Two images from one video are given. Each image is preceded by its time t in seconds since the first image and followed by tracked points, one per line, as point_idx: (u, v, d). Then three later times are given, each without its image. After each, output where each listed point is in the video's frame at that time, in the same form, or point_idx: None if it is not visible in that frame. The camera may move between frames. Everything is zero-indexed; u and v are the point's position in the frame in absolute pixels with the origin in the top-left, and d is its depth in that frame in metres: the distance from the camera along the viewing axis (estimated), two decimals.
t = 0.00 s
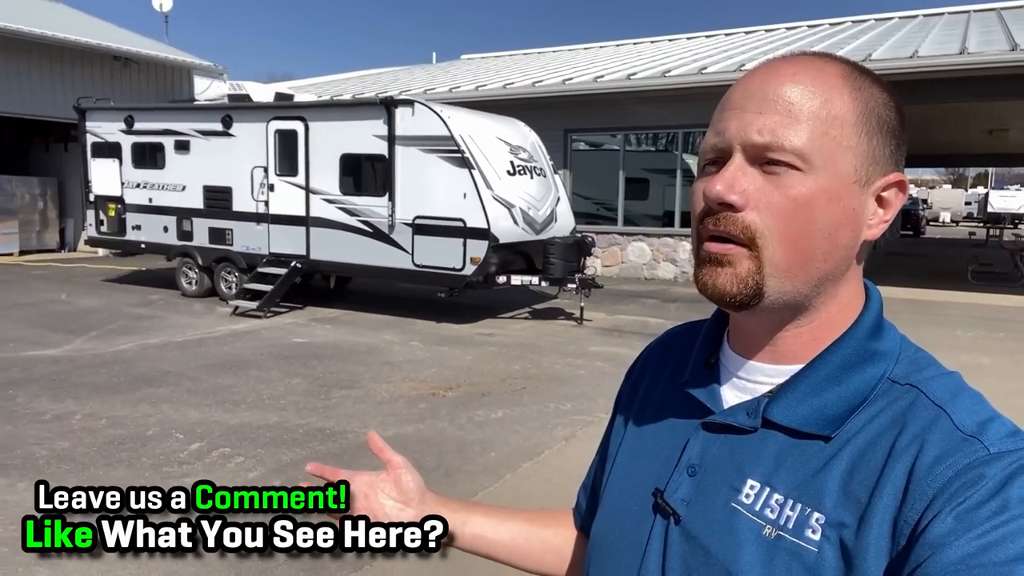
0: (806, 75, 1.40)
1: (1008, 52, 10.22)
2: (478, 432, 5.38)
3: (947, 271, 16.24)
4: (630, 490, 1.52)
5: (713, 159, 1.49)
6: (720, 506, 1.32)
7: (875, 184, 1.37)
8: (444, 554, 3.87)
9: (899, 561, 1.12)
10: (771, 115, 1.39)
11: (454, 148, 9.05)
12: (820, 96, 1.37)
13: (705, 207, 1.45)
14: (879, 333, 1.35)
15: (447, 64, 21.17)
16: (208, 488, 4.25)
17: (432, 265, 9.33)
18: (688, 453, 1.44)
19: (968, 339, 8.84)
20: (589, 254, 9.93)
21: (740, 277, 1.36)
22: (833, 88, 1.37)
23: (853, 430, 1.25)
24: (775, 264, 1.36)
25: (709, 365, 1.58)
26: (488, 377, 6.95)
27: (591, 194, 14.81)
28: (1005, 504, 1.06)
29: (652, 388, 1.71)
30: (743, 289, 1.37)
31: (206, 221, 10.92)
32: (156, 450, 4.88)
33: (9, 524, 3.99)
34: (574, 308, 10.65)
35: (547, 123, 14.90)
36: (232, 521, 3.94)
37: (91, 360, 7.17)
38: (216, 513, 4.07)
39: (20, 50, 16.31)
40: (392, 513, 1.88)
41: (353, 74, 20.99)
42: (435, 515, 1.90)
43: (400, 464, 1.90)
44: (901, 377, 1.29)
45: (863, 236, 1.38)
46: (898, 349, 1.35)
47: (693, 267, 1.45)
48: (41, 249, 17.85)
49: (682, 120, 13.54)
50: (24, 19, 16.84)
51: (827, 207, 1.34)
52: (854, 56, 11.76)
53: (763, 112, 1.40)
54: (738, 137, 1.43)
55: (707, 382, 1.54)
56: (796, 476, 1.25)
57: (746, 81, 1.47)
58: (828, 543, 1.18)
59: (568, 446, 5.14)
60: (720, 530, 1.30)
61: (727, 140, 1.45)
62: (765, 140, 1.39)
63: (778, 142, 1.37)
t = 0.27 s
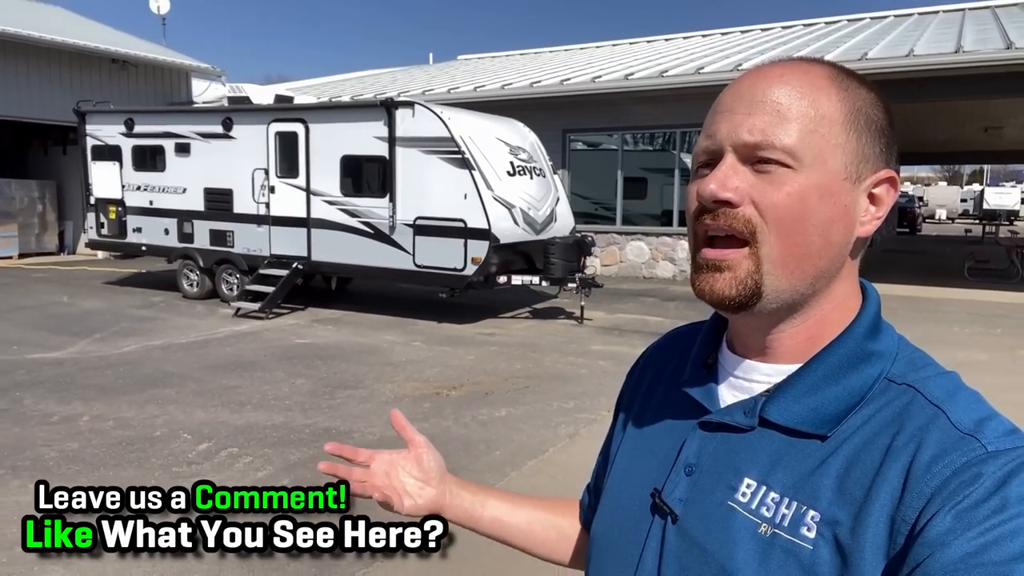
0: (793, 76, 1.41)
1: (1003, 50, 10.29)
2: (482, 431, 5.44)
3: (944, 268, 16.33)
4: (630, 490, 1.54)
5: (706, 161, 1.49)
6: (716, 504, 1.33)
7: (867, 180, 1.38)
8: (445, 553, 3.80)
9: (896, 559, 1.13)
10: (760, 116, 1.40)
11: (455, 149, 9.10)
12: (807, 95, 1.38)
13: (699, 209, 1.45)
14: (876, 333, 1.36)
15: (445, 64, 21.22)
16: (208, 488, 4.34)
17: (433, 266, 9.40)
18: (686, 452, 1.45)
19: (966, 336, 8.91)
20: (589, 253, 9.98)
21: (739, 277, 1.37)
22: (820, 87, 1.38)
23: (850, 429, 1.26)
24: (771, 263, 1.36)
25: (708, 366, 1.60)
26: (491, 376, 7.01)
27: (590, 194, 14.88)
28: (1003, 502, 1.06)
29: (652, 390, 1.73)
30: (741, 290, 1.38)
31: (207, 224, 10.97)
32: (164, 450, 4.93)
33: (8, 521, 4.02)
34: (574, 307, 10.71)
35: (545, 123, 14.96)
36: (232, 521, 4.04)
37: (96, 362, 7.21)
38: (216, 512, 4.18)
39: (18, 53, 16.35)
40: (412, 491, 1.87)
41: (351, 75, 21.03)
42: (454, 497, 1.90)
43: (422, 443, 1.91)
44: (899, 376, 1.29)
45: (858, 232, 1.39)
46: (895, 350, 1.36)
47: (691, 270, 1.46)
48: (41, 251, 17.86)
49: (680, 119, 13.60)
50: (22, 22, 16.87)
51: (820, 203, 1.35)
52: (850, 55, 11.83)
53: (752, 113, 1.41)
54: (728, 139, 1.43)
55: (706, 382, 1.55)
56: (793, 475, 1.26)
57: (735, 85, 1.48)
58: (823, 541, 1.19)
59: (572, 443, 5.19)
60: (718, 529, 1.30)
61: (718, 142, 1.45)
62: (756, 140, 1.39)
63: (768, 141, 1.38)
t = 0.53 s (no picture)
0: (778, 74, 1.40)
1: (998, 49, 10.38)
2: (485, 428, 5.49)
3: (940, 265, 16.44)
4: (631, 488, 1.53)
5: (697, 162, 1.49)
6: (718, 504, 1.32)
7: (861, 172, 1.36)
8: (445, 553, 3.75)
9: (899, 561, 1.12)
10: (747, 114, 1.39)
11: (455, 149, 9.14)
12: (793, 92, 1.37)
13: (693, 210, 1.45)
14: (878, 331, 1.35)
15: (442, 64, 21.26)
16: (208, 488, 4.36)
17: (433, 265, 9.44)
18: (687, 451, 1.44)
19: (962, 332, 9.00)
20: (588, 252, 10.03)
21: (735, 271, 1.36)
22: (806, 84, 1.37)
23: (852, 428, 1.25)
24: (766, 259, 1.35)
25: (709, 364, 1.58)
26: (492, 374, 7.06)
27: (587, 193, 14.94)
28: (1008, 503, 1.05)
29: (654, 388, 1.71)
30: (736, 288, 1.36)
31: (207, 224, 11.00)
32: (170, 449, 4.97)
33: (9, 521, 4.03)
34: (573, 306, 10.76)
35: (543, 123, 15.01)
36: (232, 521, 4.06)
37: (99, 363, 7.24)
38: (216, 512, 4.20)
39: (16, 54, 16.35)
40: (402, 459, 1.86)
41: (348, 75, 21.07)
42: (443, 470, 1.88)
43: (418, 413, 1.89)
44: (902, 375, 1.28)
45: (854, 225, 1.37)
46: (897, 348, 1.35)
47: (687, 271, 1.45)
48: (39, 252, 17.87)
49: (678, 118, 13.67)
50: (19, 23, 16.87)
51: (813, 197, 1.34)
52: (846, 54, 11.91)
53: (739, 112, 1.41)
54: (717, 139, 1.43)
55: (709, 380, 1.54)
56: (794, 474, 1.25)
57: (722, 87, 1.48)
58: (825, 541, 1.18)
59: (574, 440, 5.25)
60: (718, 528, 1.30)
61: (709, 142, 1.45)
62: (745, 138, 1.38)
63: (756, 139, 1.37)
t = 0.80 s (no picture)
0: (781, 80, 1.45)
1: (991, 50, 10.46)
2: (485, 427, 5.53)
3: (934, 265, 16.54)
4: (637, 492, 1.56)
5: (700, 167, 1.53)
6: (722, 508, 1.35)
7: (862, 178, 1.40)
8: (445, 553, 3.76)
9: (903, 565, 1.14)
10: (750, 120, 1.44)
11: (452, 150, 9.18)
12: (795, 98, 1.41)
13: (697, 215, 1.49)
14: (881, 336, 1.37)
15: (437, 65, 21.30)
16: (208, 488, 4.38)
17: (431, 265, 9.49)
18: (692, 456, 1.47)
19: (957, 331, 9.08)
20: (585, 253, 10.08)
21: (738, 276, 1.40)
22: (807, 90, 1.42)
23: (855, 433, 1.27)
24: (770, 263, 1.39)
25: (714, 369, 1.63)
26: (491, 374, 7.10)
27: (583, 194, 15.00)
28: (1012, 507, 1.07)
29: (659, 393, 1.75)
30: (740, 292, 1.40)
31: (205, 225, 11.02)
32: (172, 448, 5.00)
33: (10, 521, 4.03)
34: (570, 306, 10.81)
35: (539, 124, 15.06)
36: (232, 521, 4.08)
37: (98, 363, 7.26)
38: (216, 512, 4.22)
39: (12, 55, 16.34)
40: (408, 472, 1.85)
41: (344, 76, 21.10)
42: (448, 480, 1.88)
43: (421, 424, 1.88)
44: (906, 379, 1.30)
45: (856, 229, 1.41)
46: (901, 352, 1.37)
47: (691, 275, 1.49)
48: (34, 253, 17.85)
49: (673, 119, 13.74)
50: (15, 25, 16.85)
51: (815, 202, 1.38)
52: (841, 55, 11.98)
53: (741, 118, 1.45)
54: (720, 145, 1.47)
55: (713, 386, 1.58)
56: (797, 479, 1.28)
57: (723, 93, 1.52)
58: (830, 545, 1.20)
59: (573, 439, 5.29)
60: (722, 532, 1.32)
61: (712, 148, 1.49)
62: (748, 144, 1.43)
63: (760, 145, 1.41)
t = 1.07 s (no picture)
0: (791, 79, 1.49)
1: (983, 53, 10.54)
2: (483, 427, 5.56)
3: (928, 266, 16.63)
4: (648, 492, 1.59)
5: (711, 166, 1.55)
6: (732, 506, 1.38)
7: (870, 175, 1.44)
8: (445, 553, 3.77)
9: (913, 561, 1.17)
10: (761, 118, 1.47)
11: (449, 152, 9.21)
12: (804, 97, 1.45)
13: (708, 213, 1.51)
14: (890, 335, 1.40)
15: (433, 68, 21.34)
16: (208, 488, 4.40)
17: (428, 267, 9.51)
18: (702, 455, 1.49)
19: (950, 332, 9.14)
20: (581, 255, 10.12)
21: (751, 275, 1.42)
22: (818, 89, 1.45)
23: (864, 432, 1.30)
24: (782, 260, 1.42)
25: (722, 369, 1.66)
26: (488, 375, 7.13)
27: (578, 196, 15.04)
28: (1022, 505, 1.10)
29: (669, 394, 1.78)
30: (752, 287, 1.42)
31: (201, 227, 11.02)
32: (172, 449, 5.01)
33: (10, 521, 4.03)
34: (566, 307, 10.85)
35: (535, 126, 15.10)
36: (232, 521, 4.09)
37: (95, 365, 7.26)
38: (216, 512, 4.23)
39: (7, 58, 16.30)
40: (430, 476, 1.86)
41: (339, 78, 21.11)
42: (467, 482, 1.91)
43: (442, 426, 1.89)
44: (916, 377, 1.33)
45: (865, 228, 1.45)
46: (910, 350, 1.40)
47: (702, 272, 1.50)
48: (29, 256, 17.81)
49: (668, 121, 13.80)
50: (10, 27, 16.82)
51: (826, 198, 1.41)
52: (835, 58, 12.05)
53: (753, 117, 1.48)
54: (732, 143, 1.50)
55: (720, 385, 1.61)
56: (808, 477, 1.30)
57: (734, 93, 1.56)
58: (841, 543, 1.23)
59: (571, 438, 5.32)
60: (733, 531, 1.35)
61: (723, 146, 1.52)
62: (760, 142, 1.46)
63: (770, 142, 1.45)
